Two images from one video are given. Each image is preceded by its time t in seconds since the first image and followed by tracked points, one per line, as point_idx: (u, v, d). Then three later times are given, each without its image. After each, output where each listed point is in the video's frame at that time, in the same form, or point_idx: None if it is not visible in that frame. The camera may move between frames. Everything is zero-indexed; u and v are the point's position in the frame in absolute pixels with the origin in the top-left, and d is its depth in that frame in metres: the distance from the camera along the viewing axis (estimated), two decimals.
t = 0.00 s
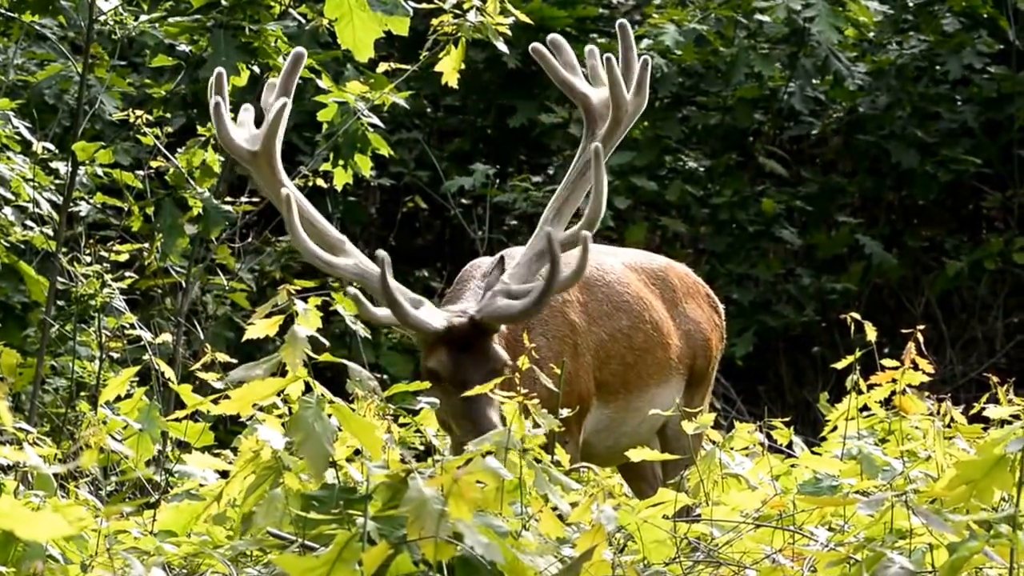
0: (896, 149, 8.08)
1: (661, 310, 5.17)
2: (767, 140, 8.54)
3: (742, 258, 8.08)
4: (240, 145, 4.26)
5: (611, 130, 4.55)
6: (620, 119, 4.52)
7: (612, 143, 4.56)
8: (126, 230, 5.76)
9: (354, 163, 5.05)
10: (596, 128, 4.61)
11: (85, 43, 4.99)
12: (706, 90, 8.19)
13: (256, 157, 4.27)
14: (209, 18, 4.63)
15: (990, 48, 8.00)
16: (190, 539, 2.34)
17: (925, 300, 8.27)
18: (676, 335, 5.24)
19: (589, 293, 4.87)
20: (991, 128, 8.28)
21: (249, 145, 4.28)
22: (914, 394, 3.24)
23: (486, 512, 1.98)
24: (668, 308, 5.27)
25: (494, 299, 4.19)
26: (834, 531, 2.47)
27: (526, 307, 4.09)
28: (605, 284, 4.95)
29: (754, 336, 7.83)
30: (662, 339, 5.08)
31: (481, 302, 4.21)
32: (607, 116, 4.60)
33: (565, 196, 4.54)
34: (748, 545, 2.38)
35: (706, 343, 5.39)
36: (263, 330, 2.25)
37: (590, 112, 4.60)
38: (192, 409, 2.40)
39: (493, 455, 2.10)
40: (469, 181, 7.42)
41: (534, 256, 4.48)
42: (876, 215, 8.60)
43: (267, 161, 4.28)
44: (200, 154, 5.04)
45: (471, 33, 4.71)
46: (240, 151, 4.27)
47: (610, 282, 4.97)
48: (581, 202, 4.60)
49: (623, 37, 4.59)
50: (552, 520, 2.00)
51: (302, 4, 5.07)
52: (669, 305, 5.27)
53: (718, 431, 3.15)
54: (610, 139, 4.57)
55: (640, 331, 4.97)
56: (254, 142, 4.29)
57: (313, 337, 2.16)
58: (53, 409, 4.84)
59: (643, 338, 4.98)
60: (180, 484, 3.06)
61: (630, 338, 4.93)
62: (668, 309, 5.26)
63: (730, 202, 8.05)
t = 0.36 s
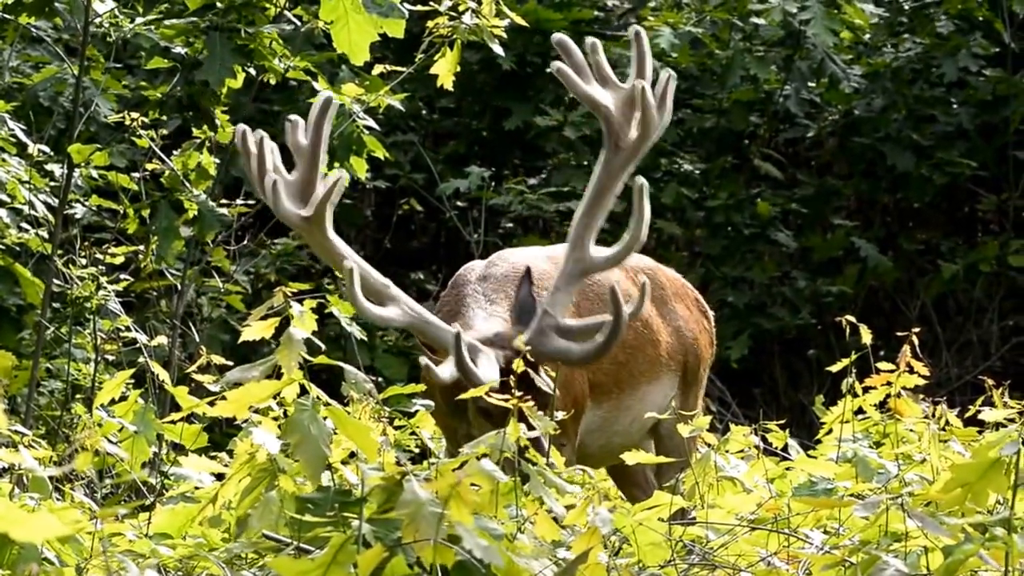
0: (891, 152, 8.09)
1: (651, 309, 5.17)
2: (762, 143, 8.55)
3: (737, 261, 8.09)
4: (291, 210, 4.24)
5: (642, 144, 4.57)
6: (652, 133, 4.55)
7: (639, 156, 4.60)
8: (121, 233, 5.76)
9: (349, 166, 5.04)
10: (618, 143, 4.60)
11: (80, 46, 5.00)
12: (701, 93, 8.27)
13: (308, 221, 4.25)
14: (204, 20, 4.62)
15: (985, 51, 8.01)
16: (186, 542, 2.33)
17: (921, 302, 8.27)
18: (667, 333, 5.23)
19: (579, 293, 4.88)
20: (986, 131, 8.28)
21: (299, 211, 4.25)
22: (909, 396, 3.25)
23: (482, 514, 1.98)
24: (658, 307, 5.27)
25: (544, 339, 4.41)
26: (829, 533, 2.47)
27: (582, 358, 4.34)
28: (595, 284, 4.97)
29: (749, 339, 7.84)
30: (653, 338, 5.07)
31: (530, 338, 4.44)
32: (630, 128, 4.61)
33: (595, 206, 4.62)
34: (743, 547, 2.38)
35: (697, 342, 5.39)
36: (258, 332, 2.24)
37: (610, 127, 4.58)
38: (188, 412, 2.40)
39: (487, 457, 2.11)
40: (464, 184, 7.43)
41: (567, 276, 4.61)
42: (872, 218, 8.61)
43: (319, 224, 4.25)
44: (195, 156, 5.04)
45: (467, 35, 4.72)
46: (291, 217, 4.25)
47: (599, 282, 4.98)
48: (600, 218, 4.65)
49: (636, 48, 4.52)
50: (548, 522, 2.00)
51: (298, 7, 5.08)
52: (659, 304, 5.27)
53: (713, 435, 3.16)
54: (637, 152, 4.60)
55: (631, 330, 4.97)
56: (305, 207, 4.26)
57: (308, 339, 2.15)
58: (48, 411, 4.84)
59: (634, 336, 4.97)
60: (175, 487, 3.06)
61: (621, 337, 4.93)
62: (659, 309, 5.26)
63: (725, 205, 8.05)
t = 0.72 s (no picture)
0: (885, 157, 8.09)
1: (642, 311, 5.19)
2: (756, 147, 8.55)
3: (731, 265, 8.03)
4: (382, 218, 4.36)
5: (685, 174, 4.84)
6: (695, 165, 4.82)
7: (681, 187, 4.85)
8: (114, 237, 5.76)
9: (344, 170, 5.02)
10: (664, 170, 4.87)
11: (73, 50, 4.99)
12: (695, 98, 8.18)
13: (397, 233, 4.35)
14: (198, 25, 4.62)
15: (979, 55, 8.02)
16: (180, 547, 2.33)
17: (914, 307, 8.28)
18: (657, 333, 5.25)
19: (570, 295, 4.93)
20: (980, 135, 8.29)
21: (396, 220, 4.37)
22: (903, 401, 3.25)
23: (475, 519, 1.99)
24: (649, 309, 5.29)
25: (591, 360, 4.37)
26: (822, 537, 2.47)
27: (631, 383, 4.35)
28: (585, 287, 5.01)
29: (743, 344, 7.84)
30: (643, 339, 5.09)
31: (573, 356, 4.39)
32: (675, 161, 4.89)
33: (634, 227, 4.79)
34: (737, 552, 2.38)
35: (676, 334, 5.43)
36: (252, 336, 2.24)
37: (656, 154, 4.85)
38: (182, 417, 2.39)
39: (481, 462, 2.11)
40: (457, 188, 7.44)
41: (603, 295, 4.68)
42: (865, 223, 8.61)
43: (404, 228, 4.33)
44: (188, 161, 5.03)
45: (462, 40, 4.71)
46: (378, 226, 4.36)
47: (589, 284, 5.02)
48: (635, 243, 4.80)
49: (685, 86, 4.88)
50: (541, 526, 2.02)
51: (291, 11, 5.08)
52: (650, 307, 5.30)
53: (707, 440, 3.17)
54: (679, 182, 4.86)
55: (621, 331, 4.99)
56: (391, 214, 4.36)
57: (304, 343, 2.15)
58: (42, 416, 4.84)
59: (625, 338, 5.00)
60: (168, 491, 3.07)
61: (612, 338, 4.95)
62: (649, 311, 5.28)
63: (719, 210, 8.06)
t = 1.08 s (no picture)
0: (876, 163, 8.10)
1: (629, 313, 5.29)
2: (747, 153, 8.57)
3: (722, 272, 8.09)
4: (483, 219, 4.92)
5: (684, 146, 5.16)
6: (692, 138, 5.16)
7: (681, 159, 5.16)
8: (106, 243, 5.76)
9: (336, 176, 5.03)
10: (661, 144, 5.17)
11: (65, 56, 4.99)
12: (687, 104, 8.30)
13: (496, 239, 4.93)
14: (190, 31, 4.61)
15: (970, 62, 8.04)
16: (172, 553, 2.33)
17: (906, 313, 8.29)
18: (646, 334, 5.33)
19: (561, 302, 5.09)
20: (972, 142, 8.31)
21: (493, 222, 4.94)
22: (895, 408, 3.25)
23: (466, 525, 1.99)
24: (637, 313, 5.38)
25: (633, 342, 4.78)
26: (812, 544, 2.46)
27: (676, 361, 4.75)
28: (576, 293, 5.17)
29: (734, 350, 7.86)
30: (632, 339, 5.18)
31: (609, 341, 4.81)
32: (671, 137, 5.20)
33: (638, 203, 5.13)
34: (727, 558, 2.38)
35: (663, 319, 5.54)
36: (244, 342, 2.24)
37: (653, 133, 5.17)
38: (173, 422, 2.39)
39: (472, 467, 2.11)
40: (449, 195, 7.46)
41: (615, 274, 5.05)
42: (857, 229, 8.61)
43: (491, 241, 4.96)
44: (180, 167, 5.08)
45: (454, 46, 4.72)
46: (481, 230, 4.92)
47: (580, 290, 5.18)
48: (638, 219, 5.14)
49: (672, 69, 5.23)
50: (532, 532, 2.01)
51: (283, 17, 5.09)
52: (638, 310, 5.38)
53: (699, 446, 3.18)
54: (679, 155, 5.17)
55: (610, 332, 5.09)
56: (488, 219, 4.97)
57: (297, 350, 2.15)
58: (33, 421, 4.83)
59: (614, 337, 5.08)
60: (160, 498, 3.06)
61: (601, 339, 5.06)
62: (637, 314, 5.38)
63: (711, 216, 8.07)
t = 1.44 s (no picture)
0: (866, 169, 8.11)
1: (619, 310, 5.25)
2: (737, 160, 8.59)
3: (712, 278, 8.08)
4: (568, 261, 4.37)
5: (626, 83, 4.88)
6: (632, 73, 4.88)
7: (628, 98, 4.89)
8: (96, 249, 5.76)
9: (326, 182, 5.03)
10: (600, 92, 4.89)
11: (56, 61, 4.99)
12: (677, 110, 8.18)
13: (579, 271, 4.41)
14: (181, 37, 4.62)
15: (961, 69, 8.07)
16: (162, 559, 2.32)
17: (896, 320, 8.31)
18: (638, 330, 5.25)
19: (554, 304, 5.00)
20: (962, 148, 8.34)
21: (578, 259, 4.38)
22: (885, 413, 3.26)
23: (456, 531, 1.99)
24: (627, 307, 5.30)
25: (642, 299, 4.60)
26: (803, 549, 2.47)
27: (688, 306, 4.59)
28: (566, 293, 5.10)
29: (724, 356, 7.87)
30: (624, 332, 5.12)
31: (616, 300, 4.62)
32: (610, 78, 4.92)
33: (591, 161, 4.89)
34: (718, 564, 2.39)
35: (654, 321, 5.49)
36: (236, 348, 2.24)
37: (593, 82, 4.88)
38: (164, 429, 2.39)
39: (463, 473, 2.11)
40: (439, 201, 7.46)
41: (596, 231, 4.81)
42: (847, 235, 8.62)
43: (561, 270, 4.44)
44: (170, 173, 5.10)
45: (443, 51, 4.72)
46: (566, 267, 4.40)
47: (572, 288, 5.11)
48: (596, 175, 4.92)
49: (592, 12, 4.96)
50: (522, 539, 2.01)
51: (274, 23, 5.09)
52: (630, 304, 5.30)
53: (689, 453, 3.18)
54: (626, 93, 4.89)
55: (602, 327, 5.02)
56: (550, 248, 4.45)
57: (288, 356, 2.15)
58: (23, 428, 4.82)
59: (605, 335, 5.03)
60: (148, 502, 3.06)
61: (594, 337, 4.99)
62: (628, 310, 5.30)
63: (701, 222, 8.08)
